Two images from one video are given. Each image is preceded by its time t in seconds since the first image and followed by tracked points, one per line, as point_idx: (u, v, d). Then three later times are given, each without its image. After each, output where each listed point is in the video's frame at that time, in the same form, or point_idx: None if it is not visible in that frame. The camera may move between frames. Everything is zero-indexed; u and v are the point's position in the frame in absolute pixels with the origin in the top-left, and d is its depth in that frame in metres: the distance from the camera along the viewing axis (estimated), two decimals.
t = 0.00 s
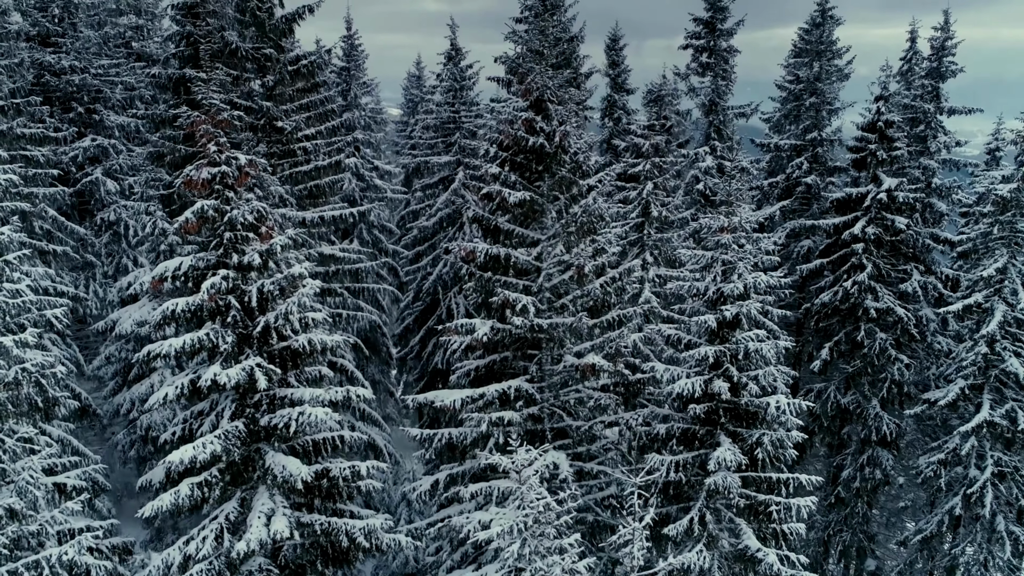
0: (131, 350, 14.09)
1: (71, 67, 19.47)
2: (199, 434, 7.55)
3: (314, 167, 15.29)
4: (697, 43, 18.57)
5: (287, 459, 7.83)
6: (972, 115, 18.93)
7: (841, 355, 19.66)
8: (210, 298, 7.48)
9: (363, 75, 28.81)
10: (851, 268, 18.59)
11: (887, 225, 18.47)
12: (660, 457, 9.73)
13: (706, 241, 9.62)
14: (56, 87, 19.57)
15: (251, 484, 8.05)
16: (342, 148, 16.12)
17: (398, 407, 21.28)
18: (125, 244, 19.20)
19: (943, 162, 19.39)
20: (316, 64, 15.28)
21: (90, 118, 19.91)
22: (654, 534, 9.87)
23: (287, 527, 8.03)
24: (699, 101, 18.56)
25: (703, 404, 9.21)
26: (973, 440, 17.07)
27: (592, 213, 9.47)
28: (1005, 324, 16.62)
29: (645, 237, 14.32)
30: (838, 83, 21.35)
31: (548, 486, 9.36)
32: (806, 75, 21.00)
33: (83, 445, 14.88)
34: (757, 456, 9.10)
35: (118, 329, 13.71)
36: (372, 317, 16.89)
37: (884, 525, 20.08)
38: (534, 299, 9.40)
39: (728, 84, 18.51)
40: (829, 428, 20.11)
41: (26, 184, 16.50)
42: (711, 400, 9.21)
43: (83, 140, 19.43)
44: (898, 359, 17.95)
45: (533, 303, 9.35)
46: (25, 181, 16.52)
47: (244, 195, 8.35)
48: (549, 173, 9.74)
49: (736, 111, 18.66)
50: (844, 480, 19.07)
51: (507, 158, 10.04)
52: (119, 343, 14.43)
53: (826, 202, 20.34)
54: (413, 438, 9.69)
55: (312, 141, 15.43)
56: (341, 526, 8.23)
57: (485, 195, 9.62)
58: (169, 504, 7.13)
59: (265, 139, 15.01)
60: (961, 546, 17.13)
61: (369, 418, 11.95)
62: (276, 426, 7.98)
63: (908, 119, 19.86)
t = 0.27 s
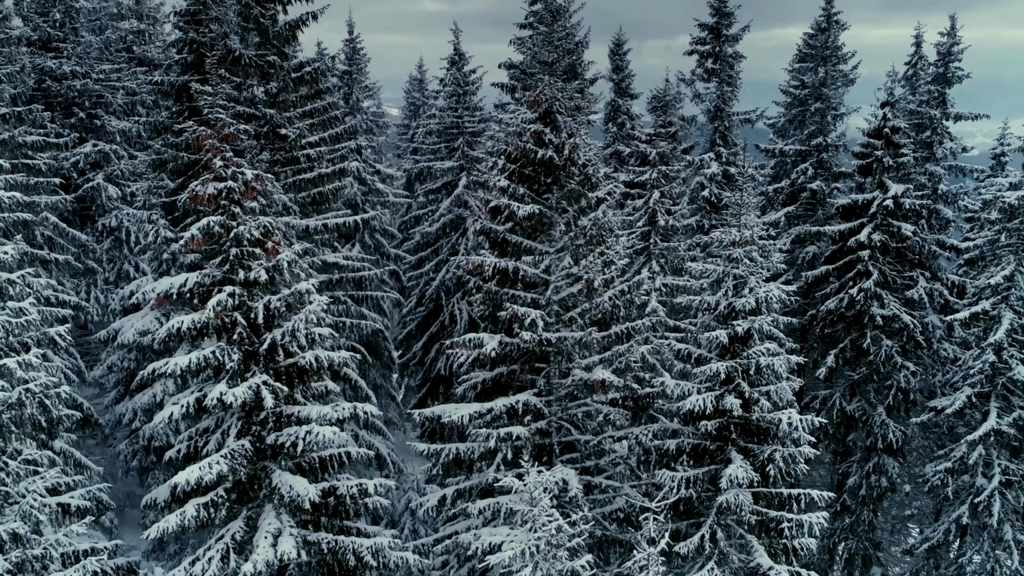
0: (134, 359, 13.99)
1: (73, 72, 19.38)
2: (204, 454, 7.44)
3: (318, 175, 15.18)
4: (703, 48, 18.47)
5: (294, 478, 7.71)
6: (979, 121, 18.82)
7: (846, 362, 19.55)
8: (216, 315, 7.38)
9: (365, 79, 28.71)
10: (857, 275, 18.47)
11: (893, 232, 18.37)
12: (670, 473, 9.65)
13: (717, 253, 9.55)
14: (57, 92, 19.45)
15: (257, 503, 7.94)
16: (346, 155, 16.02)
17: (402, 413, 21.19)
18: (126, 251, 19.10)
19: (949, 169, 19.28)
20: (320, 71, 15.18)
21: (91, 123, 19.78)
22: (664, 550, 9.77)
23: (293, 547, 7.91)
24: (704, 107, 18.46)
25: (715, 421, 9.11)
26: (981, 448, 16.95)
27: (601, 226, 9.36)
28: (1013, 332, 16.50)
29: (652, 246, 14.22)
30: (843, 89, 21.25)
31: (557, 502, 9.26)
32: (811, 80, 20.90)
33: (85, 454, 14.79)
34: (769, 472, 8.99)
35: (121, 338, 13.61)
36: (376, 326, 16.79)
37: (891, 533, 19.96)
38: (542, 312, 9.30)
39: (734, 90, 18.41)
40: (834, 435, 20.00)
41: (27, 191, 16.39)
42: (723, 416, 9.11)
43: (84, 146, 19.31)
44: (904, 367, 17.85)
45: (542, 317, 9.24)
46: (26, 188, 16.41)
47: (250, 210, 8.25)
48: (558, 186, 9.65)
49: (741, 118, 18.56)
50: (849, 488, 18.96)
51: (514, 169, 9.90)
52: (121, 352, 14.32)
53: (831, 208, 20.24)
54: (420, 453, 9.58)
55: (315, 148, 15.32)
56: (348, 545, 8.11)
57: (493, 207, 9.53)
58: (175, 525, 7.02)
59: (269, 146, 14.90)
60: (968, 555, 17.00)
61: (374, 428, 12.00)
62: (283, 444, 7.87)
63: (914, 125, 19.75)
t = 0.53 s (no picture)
0: (136, 366, 13.90)
1: (74, 76, 19.28)
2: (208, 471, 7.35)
3: (321, 181, 15.09)
4: (707, 53, 18.38)
5: (299, 495, 7.62)
6: (985, 126, 18.74)
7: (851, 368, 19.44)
8: (221, 330, 7.30)
9: (367, 83, 28.60)
10: (862, 281, 18.38)
11: (898, 237, 18.29)
12: (678, 486, 9.57)
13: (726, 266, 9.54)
14: (58, 97, 19.33)
15: (262, 520, 7.85)
16: (349, 162, 15.92)
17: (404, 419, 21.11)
18: (127, 256, 19.01)
19: (954, 174, 19.22)
20: (323, 78, 15.09)
21: (92, 128, 19.63)
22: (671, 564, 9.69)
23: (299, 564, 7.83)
24: (708, 112, 18.38)
25: (725, 436, 9.03)
26: (986, 455, 16.85)
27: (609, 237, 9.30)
28: (1020, 338, 16.40)
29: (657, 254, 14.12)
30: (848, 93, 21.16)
31: (565, 517, 9.18)
32: (816, 84, 20.82)
33: (86, 463, 14.68)
34: (779, 486, 8.91)
35: (123, 346, 13.53)
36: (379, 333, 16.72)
37: (896, 539, 19.86)
38: (549, 325, 9.21)
39: (738, 95, 18.33)
40: (839, 441, 19.91)
41: (29, 197, 16.31)
42: (732, 430, 9.03)
43: (85, 151, 19.17)
44: (910, 373, 17.76)
45: (549, 329, 9.16)
46: (26, 194, 16.31)
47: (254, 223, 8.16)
48: (566, 197, 9.59)
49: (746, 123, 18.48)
50: (855, 494, 18.87)
51: (522, 181, 9.85)
52: (123, 360, 14.24)
53: (835, 213, 20.14)
54: (426, 466, 9.49)
55: (318, 154, 15.23)
56: (354, 562, 8.02)
57: (500, 218, 9.45)
58: (180, 544, 6.93)
59: (271, 152, 14.81)
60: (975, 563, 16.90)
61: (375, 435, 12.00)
62: (288, 460, 7.78)
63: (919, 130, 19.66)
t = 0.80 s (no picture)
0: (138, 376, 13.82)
1: (75, 82, 19.15)
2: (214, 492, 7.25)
3: (325, 189, 15.01)
4: (711, 59, 18.28)
5: (306, 515, 7.52)
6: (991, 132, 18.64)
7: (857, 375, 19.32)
8: (228, 349, 7.20)
9: (368, 86, 28.48)
10: (868, 288, 18.28)
11: (904, 244, 18.19)
12: (688, 502, 9.50)
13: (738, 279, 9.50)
14: (59, 103, 19.22)
15: (268, 540, 7.75)
16: (352, 169, 15.82)
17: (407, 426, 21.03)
18: (128, 261, 18.91)
19: (960, 180, 19.13)
20: (326, 85, 14.98)
21: (93, 133, 19.51)
22: None
23: None
24: (713, 118, 18.27)
25: (735, 452, 8.97)
26: (993, 464, 16.74)
27: (619, 251, 9.22)
28: None
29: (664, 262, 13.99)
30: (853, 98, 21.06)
31: (574, 533, 9.09)
32: (821, 89, 20.70)
33: (88, 472, 14.60)
34: (790, 503, 8.83)
35: (125, 356, 13.44)
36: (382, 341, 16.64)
37: (901, 546, 19.78)
38: (557, 339, 9.12)
39: (743, 101, 18.22)
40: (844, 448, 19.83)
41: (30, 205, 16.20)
42: (743, 446, 8.98)
43: (86, 156, 19.06)
44: (915, 381, 17.66)
45: (558, 345, 9.06)
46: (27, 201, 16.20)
47: (260, 238, 8.07)
48: (574, 211, 9.54)
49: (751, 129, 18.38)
50: (859, 501, 18.80)
51: (530, 194, 9.75)
52: (126, 370, 14.15)
53: (840, 219, 20.05)
54: (432, 482, 9.39)
55: (321, 162, 15.12)
56: None
57: (508, 232, 9.37)
58: (185, 568, 6.84)
59: (274, 160, 14.71)
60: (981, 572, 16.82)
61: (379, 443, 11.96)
62: (294, 479, 7.69)
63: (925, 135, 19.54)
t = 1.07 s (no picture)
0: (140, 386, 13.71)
1: (76, 87, 19.04)
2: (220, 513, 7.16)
3: (329, 198, 14.93)
4: (716, 65, 18.20)
5: (313, 536, 7.42)
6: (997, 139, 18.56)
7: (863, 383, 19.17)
8: (235, 368, 7.14)
9: (370, 90, 28.38)
10: (873, 295, 18.19)
11: (909, 251, 18.11)
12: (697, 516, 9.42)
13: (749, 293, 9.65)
14: (60, 108, 19.12)
15: (274, 560, 7.65)
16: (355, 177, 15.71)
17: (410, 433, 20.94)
18: (129, 268, 18.81)
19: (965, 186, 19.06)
20: (330, 92, 14.88)
21: (94, 139, 19.41)
22: None
23: None
24: (718, 125, 18.18)
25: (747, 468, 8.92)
26: (1000, 473, 16.61)
27: (628, 266, 9.12)
28: None
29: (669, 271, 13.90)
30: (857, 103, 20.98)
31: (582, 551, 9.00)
32: (826, 95, 20.61)
33: (90, 482, 14.50)
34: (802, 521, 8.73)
35: (127, 366, 13.34)
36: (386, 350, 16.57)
37: (906, 554, 19.68)
38: (566, 354, 9.07)
39: (749, 107, 18.12)
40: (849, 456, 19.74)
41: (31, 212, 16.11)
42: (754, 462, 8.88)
43: (87, 162, 18.96)
44: (921, 388, 17.55)
45: (566, 360, 8.98)
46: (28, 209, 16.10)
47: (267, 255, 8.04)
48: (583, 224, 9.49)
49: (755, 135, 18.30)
50: (864, 509, 18.70)
51: (538, 208, 9.82)
52: (128, 380, 14.04)
53: (845, 226, 19.95)
54: (439, 498, 9.29)
55: (325, 170, 15.04)
56: None
57: (516, 246, 9.32)
58: None
59: (277, 168, 14.62)
60: None
61: (384, 452, 11.91)
62: (301, 499, 7.60)
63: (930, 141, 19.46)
